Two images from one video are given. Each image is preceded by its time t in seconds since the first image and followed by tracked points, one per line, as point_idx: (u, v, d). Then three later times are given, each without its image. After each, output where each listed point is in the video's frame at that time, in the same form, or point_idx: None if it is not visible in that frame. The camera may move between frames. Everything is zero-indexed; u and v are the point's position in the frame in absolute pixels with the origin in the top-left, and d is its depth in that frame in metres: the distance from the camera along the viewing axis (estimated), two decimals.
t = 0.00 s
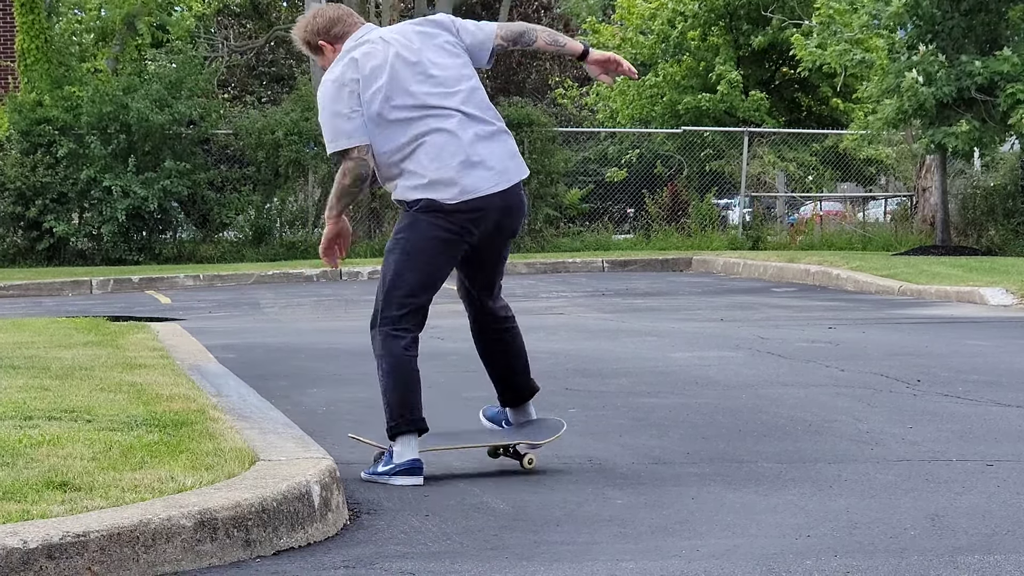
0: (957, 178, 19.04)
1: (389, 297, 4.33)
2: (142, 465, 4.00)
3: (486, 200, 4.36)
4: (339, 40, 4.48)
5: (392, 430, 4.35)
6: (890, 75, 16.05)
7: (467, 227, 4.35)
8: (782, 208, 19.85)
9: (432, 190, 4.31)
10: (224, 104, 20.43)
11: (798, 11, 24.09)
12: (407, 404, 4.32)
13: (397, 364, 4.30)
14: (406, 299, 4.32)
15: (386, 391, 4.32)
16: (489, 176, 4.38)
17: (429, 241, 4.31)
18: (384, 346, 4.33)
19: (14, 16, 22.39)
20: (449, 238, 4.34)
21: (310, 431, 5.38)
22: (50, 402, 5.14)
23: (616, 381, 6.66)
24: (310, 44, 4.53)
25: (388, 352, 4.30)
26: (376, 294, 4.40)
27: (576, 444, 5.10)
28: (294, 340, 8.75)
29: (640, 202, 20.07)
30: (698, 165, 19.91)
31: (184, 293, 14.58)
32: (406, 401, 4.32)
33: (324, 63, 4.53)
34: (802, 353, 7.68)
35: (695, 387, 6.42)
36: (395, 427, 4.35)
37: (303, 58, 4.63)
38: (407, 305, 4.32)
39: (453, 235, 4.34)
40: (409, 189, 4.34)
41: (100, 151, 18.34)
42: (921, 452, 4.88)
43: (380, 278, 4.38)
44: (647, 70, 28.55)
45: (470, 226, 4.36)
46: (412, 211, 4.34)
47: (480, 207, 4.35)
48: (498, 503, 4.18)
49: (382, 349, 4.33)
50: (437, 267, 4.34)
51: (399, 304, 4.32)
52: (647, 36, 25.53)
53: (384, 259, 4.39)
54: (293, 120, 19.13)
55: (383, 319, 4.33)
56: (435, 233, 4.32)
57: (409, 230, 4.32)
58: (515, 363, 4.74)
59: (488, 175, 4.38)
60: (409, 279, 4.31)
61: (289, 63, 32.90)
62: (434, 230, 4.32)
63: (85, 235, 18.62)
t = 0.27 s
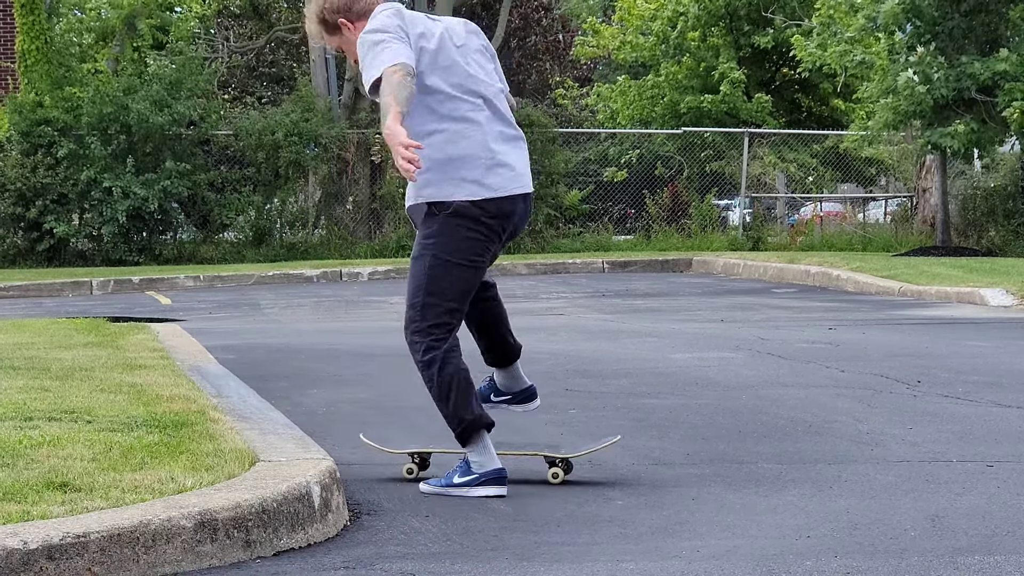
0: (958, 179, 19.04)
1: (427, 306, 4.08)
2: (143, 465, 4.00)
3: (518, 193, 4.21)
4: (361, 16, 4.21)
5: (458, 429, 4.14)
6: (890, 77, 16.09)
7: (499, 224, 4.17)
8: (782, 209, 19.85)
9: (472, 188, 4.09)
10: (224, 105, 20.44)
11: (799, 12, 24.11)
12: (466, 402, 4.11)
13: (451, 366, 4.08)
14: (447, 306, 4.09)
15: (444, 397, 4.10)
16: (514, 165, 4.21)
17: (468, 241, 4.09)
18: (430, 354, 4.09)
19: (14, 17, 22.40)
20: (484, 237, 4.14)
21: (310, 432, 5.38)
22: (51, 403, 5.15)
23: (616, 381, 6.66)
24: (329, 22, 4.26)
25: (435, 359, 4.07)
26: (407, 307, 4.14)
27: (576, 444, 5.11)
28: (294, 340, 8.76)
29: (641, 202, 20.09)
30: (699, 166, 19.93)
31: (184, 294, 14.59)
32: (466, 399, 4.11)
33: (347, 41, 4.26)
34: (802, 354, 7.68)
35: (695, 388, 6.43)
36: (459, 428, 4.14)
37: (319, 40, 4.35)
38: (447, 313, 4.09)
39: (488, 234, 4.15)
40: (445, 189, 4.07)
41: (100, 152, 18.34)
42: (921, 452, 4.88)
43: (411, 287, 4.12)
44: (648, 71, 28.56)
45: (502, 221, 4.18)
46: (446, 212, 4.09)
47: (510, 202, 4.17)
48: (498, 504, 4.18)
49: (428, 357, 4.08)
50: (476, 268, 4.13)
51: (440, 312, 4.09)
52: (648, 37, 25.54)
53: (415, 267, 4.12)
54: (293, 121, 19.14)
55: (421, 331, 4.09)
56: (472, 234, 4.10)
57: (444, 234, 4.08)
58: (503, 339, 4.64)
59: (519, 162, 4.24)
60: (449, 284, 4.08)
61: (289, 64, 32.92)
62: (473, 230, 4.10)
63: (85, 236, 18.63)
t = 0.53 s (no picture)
0: (957, 179, 19.02)
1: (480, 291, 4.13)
2: (142, 465, 4.00)
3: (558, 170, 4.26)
4: (363, 12, 4.18)
5: (484, 437, 4.21)
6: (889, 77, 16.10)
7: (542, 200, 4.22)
8: (782, 209, 19.84)
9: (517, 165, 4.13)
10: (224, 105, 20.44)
11: (798, 12, 24.12)
12: (504, 408, 4.18)
13: (492, 367, 4.15)
14: (497, 290, 4.14)
15: (488, 396, 4.17)
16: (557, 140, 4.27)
17: (514, 221, 4.14)
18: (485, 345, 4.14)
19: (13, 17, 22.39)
20: (529, 215, 4.18)
21: (310, 432, 5.38)
22: (51, 403, 5.15)
23: (616, 382, 6.66)
24: (329, 23, 4.24)
25: (488, 349, 4.14)
26: (459, 294, 4.17)
27: (576, 444, 5.11)
28: (295, 340, 8.76)
29: (641, 203, 20.11)
30: (698, 166, 19.93)
31: (184, 294, 14.59)
32: (504, 403, 4.18)
33: (349, 40, 4.22)
34: (802, 354, 7.69)
35: (695, 388, 6.43)
36: (485, 434, 4.21)
37: (320, 43, 4.31)
38: (497, 297, 4.14)
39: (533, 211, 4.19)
40: (498, 162, 4.12)
41: (100, 152, 18.34)
42: (921, 453, 4.88)
43: (462, 275, 4.16)
44: (648, 71, 28.57)
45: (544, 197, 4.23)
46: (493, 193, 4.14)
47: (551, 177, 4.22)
48: (497, 504, 4.18)
49: (484, 347, 4.14)
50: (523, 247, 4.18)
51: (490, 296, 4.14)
52: (648, 37, 25.55)
53: (465, 255, 4.16)
54: (292, 121, 19.13)
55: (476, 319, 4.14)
56: (518, 213, 4.14)
57: (492, 216, 4.13)
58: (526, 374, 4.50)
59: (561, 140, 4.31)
60: (499, 266, 4.13)
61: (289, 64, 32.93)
62: (518, 209, 4.14)
63: (85, 236, 18.63)
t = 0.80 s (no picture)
0: (957, 178, 18.99)
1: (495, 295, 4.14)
2: (142, 465, 4.00)
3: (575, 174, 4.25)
4: (380, 22, 4.16)
5: (488, 443, 4.17)
6: (889, 77, 16.13)
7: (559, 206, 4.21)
8: (782, 208, 19.84)
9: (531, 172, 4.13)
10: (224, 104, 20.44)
11: (799, 11, 24.13)
12: (507, 415, 4.17)
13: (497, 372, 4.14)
14: (513, 294, 4.14)
15: (494, 401, 4.14)
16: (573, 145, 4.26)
17: (529, 227, 4.15)
18: (493, 351, 4.13)
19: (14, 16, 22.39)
20: (543, 220, 4.18)
21: (309, 432, 5.38)
22: (51, 402, 5.15)
23: (615, 381, 6.66)
24: (346, 35, 4.20)
25: (493, 354, 4.13)
26: (474, 297, 4.20)
27: (576, 443, 5.11)
28: (295, 340, 8.76)
29: (641, 202, 20.12)
30: (698, 165, 19.92)
31: (184, 293, 14.59)
32: (508, 410, 4.16)
33: (368, 51, 4.19)
34: (802, 354, 7.68)
35: (695, 387, 6.43)
36: (489, 439, 4.18)
37: (335, 56, 4.25)
38: (512, 302, 4.15)
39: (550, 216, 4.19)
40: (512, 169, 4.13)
41: (100, 151, 18.34)
42: (921, 452, 4.88)
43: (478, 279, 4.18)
44: (648, 70, 28.59)
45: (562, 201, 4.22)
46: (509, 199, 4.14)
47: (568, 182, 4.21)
48: (498, 503, 4.18)
49: (492, 353, 4.14)
50: (540, 252, 4.18)
51: (505, 300, 4.14)
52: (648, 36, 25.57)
53: (482, 259, 4.18)
54: (293, 120, 19.13)
55: (489, 322, 4.14)
56: (534, 218, 4.15)
57: (508, 222, 4.14)
58: (576, 346, 4.59)
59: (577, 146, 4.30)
60: (514, 271, 4.14)
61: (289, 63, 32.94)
62: (535, 215, 4.15)
63: (85, 235, 18.62)
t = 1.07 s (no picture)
0: (958, 178, 19.01)
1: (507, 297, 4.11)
2: (142, 464, 4.00)
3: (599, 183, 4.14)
4: (425, 14, 4.12)
5: (489, 443, 4.19)
6: (890, 76, 16.15)
7: (580, 214, 4.12)
8: (782, 207, 19.85)
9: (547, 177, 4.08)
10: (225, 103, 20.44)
11: (799, 10, 24.13)
12: (509, 417, 4.16)
13: (501, 372, 4.12)
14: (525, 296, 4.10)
15: (496, 399, 4.14)
16: (599, 155, 4.13)
17: (544, 231, 4.09)
18: (499, 351, 4.12)
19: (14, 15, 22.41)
20: (563, 227, 4.11)
21: (310, 431, 5.38)
22: (51, 401, 5.15)
23: (616, 380, 6.67)
24: (389, 25, 4.14)
25: (499, 355, 4.12)
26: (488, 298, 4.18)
27: (576, 443, 5.11)
28: (295, 339, 8.77)
29: (641, 201, 20.14)
30: (699, 165, 19.90)
31: (185, 293, 14.61)
32: (509, 412, 4.15)
33: (410, 42, 4.14)
34: (803, 353, 7.69)
35: (695, 387, 6.43)
36: (489, 439, 4.19)
37: (376, 43, 4.20)
38: (525, 304, 4.11)
39: (568, 223, 4.11)
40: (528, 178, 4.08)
41: (100, 150, 18.34)
42: (922, 451, 4.89)
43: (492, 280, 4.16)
44: (649, 68, 28.58)
45: (583, 210, 4.13)
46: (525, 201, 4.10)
47: (589, 191, 4.12)
48: (498, 503, 4.18)
49: (498, 353, 4.12)
50: (555, 258, 4.12)
51: (518, 303, 4.11)
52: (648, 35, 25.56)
53: (498, 260, 4.16)
54: (293, 119, 19.13)
55: (498, 322, 4.12)
56: (549, 223, 4.09)
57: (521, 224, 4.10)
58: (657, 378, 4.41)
59: (605, 156, 4.16)
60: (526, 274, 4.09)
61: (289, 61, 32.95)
62: (550, 219, 4.09)
63: (85, 234, 18.62)
